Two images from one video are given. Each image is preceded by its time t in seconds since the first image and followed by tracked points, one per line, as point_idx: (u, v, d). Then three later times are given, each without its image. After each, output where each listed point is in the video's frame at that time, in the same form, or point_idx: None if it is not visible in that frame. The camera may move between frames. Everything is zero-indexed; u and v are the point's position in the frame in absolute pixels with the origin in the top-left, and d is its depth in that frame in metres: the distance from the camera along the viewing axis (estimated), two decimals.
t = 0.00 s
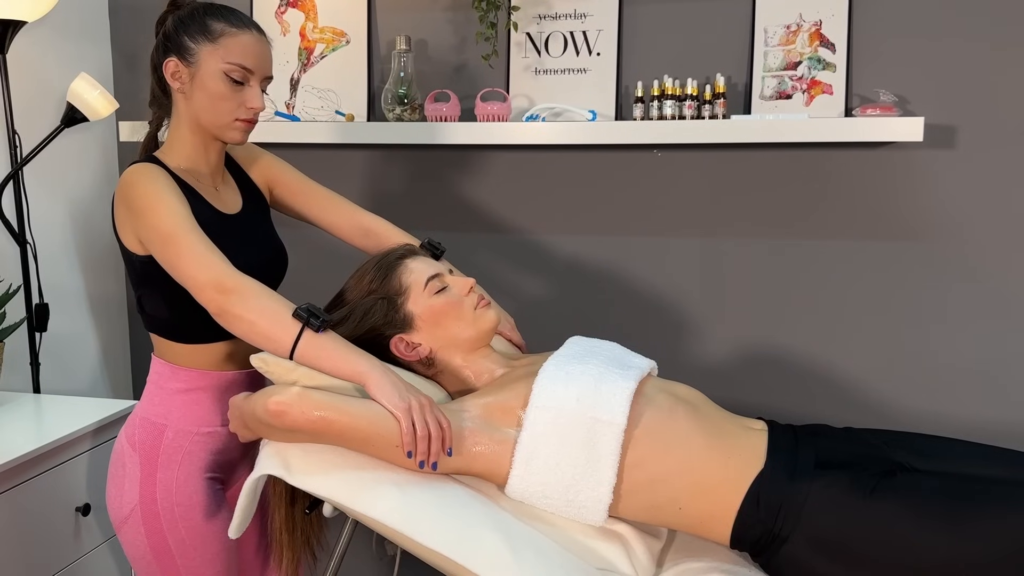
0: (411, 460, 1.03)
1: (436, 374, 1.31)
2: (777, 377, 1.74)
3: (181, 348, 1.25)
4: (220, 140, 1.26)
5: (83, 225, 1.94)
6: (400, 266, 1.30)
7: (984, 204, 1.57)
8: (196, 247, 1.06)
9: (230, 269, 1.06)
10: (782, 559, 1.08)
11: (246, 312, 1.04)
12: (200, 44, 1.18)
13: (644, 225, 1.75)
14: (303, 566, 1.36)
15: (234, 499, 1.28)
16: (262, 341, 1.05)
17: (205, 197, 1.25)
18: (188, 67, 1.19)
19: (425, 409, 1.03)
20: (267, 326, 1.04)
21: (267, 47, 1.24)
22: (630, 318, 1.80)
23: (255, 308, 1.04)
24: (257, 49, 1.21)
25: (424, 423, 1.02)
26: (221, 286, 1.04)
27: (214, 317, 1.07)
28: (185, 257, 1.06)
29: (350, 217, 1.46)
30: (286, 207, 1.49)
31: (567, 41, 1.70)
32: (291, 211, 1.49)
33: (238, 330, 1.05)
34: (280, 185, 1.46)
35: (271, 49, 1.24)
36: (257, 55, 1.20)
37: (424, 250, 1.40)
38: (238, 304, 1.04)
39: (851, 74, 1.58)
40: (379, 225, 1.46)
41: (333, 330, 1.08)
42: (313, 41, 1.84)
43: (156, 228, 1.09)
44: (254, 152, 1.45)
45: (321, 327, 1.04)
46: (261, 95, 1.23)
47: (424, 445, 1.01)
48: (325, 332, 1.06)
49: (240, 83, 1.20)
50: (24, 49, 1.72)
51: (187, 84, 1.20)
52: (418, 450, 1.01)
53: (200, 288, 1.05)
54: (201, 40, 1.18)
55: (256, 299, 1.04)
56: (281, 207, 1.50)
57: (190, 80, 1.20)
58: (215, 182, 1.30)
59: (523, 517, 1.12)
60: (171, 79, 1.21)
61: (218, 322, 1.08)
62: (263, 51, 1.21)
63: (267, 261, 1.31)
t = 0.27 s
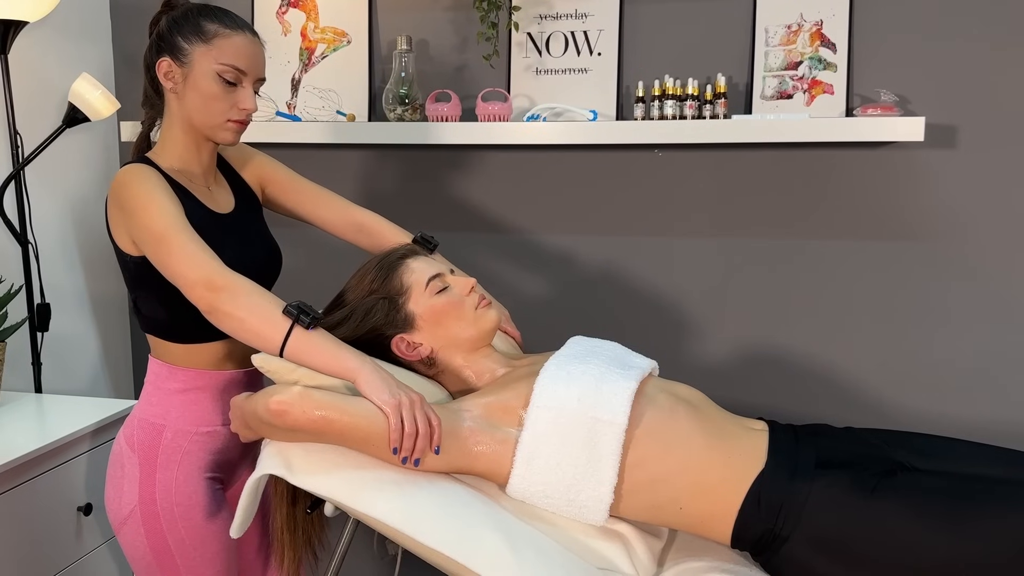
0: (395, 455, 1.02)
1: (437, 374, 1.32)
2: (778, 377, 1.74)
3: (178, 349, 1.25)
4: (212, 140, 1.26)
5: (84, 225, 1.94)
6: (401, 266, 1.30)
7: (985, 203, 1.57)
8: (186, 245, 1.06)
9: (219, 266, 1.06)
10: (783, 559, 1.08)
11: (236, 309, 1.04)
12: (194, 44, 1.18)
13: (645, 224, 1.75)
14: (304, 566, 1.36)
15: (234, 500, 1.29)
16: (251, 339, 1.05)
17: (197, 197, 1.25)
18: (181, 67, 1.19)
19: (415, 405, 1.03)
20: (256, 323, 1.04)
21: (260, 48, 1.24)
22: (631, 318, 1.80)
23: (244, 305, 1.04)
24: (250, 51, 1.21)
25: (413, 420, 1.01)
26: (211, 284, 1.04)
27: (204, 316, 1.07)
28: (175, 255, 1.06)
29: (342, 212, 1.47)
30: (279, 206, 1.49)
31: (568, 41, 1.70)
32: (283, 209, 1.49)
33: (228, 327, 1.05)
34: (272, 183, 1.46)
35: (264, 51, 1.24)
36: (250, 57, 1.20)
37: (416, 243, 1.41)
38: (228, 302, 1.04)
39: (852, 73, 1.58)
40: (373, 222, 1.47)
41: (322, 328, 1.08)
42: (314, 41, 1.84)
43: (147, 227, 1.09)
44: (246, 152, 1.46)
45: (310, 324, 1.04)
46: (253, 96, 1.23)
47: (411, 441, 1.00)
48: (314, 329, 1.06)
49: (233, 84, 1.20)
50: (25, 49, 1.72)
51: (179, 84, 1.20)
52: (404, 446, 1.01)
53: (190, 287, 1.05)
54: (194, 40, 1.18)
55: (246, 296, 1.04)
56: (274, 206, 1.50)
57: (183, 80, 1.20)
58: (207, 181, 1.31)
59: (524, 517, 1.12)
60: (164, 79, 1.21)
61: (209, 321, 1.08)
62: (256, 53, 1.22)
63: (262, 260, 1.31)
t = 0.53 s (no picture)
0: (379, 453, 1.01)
1: (438, 374, 1.32)
2: (779, 377, 1.74)
3: (178, 349, 1.25)
4: (206, 141, 1.26)
5: (86, 225, 1.94)
6: (403, 266, 1.30)
7: (986, 203, 1.57)
8: (177, 245, 1.06)
9: (208, 265, 1.05)
10: (784, 559, 1.08)
11: (223, 308, 1.03)
12: (189, 45, 1.18)
13: (647, 224, 1.75)
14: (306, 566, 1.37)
15: (236, 498, 1.29)
16: (238, 338, 1.04)
17: (191, 196, 1.24)
18: (176, 67, 1.19)
19: (403, 404, 1.01)
20: (242, 322, 1.03)
21: (254, 50, 1.24)
22: (632, 318, 1.80)
23: (231, 304, 1.03)
24: (245, 52, 1.21)
25: (400, 419, 0.99)
26: (198, 283, 1.03)
27: (194, 316, 1.06)
28: (165, 255, 1.06)
29: (336, 207, 1.47)
30: (273, 204, 1.49)
31: (569, 41, 1.71)
32: (278, 208, 1.50)
33: (215, 327, 1.04)
34: (266, 182, 1.47)
35: (258, 52, 1.24)
36: (245, 58, 1.21)
37: (410, 238, 1.43)
38: (216, 301, 1.03)
39: (853, 73, 1.59)
40: (367, 217, 1.47)
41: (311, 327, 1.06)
42: (315, 41, 1.84)
43: (140, 227, 1.09)
44: (240, 152, 1.46)
45: (298, 323, 1.03)
46: (248, 97, 1.23)
47: (396, 440, 0.99)
48: (302, 328, 1.04)
49: (227, 84, 1.21)
50: (27, 49, 1.73)
51: (174, 84, 1.20)
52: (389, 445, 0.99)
53: (180, 286, 1.05)
54: (189, 41, 1.18)
55: (233, 295, 1.03)
56: (268, 205, 1.50)
57: (178, 81, 1.20)
58: (201, 181, 1.31)
59: (526, 516, 1.12)
60: (159, 79, 1.21)
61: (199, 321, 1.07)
62: (250, 54, 1.22)
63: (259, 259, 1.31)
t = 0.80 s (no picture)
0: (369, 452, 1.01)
1: (438, 373, 1.32)
2: (780, 376, 1.74)
3: (177, 349, 1.24)
4: (202, 142, 1.26)
5: (86, 225, 1.94)
6: (403, 265, 1.30)
7: (988, 203, 1.57)
8: (167, 247, 1.06)
9: (193, 266, 1.05)
10: (785, 559, 1.08)
11: (208, 310, 1.03)
12: (189, 46, 1.18)
13: (647, 224, 1.75)
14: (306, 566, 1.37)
15: (238, 498, 1.29)
16: (222, 340, 1.04)
17: (187, 196, 1.25)
18: (175, 68, 1.19)
19: (392, 402, 1.01)
20: (228, 324, 1.03)
21: (252, 53, 1.25)
22: (633, 318, 1.80)
23: (216, 305, 1.03)
24: (243, 55, 1.22)
25: (388, 416, 1.00)
26: (184, 285, 1.03)
27: (180, 317, 1.06)
28: (154, 256, 1.06)
29: (333, 206, 1.48)
30: (269, 204, 1.50)
31: (570, 40, 1.70)
32: (274, 207, 1.50)
33: (199, 328, 1.04)
34: (263, 181, 1.47)
35: (256, 56, 1.25)
36: (244, 61, 1.21)
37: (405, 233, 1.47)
38: (202, 303, 1.03)
39: (854, 73, 1.58)
40: (362, 214, 1.48)
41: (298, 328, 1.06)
42: (316, 41, 1.84)
43: (130, 228, 1.09)
44: (235, 153, 1.45)
45: (284, 324, 1.03)
46: (246, 99, 1.24)
47: (383, 437, 0.99)
48: (289, 328, 1.04)
49: (226, 87, 1.21)
50: (27, 49, 1.73)
51: (172, 85, 1.20)
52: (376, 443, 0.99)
53: (167, 287, 1.05)
54: (190, 42, 1.18)
55: (219, 296, 1.03)
56: (264, 204, 1.50)
57: (177, 82, 1.20)
58: (197, 181, 1.31)
59: (526, 516, 1.12)
60: (157, 80, 1.20)
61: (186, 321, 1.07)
62: (249, 57, 1.23)
63: (257, 259, 1.31)
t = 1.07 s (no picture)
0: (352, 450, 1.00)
1: (439, 373, 1.31)
2: (780, 376, 1.74)
3: (177, 349, 1.24)
4: (197, 143, 1.26)
5: (87, 224, 1.94)
6: (403, 265, 1.30)
7: (989, 202, 1.57)
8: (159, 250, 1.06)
9: (176, 266, 1.04)
10: (786, 558, 1.07)
11: (191, 310, 1.01)
12: (185, 48, 1.18)
13: (648, 224, 1.75)
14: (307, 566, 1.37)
15: (240, 499, 1.29)
16: (206, 339, 1.02)
17: (183, 196, 1.24)
18: (171, 69, 1.18)
19: (378, 403, 0.99)
20: (209, 324, 1.01)
21: (248, 54, 1.25)
22: (633, 317, 1.80)
23: (199, 306, 1.01)
24: (239, 57, 1.22)
25: (372, 417, 0.98)
26: (167, 287, 1.02)
27: (165, 318, 1.05)
28: (144, 259, 1.05)
29: (330, 203, 1.48)
30: (266, 203, 1.50)
31: (570, 39, 1.70)
32: (271, 206, 1.50)
33: (184, 331, 1.03)
34: (259, 181, 1.47)
35: (251, 57, 1.25)
36: (240, 63, 1.22)
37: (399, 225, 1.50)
38: (183, 301, 1.02)
39: (855, 72, 1.58)
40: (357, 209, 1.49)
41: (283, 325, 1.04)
42: (316, 40, 1.84)
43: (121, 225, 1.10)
44: (230, 153, 1.45)
45: (268, 322, 1.01)
46: (242, 101, 1.24)
47: (365, 437, 0.98)
48: (273, 327, 1.02)
49: (222, 88, 1.21)
50: (27, 49, 1.73)
51: (168, 86, 1.20)
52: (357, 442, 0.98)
53: (154, 290, 1.04)
54: (186, 43, 1.18)
55: (201, 294, 1.02)
56: (260, 204, 1.50)
57: (172, 83, 1.19)
58: (192, 181, 1.31)
59: (527, 516, 1.12)
60: (152, 80, 1.20)
61: (171, 323, 1.06)
62: (244, 59, 1.23)
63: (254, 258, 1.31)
